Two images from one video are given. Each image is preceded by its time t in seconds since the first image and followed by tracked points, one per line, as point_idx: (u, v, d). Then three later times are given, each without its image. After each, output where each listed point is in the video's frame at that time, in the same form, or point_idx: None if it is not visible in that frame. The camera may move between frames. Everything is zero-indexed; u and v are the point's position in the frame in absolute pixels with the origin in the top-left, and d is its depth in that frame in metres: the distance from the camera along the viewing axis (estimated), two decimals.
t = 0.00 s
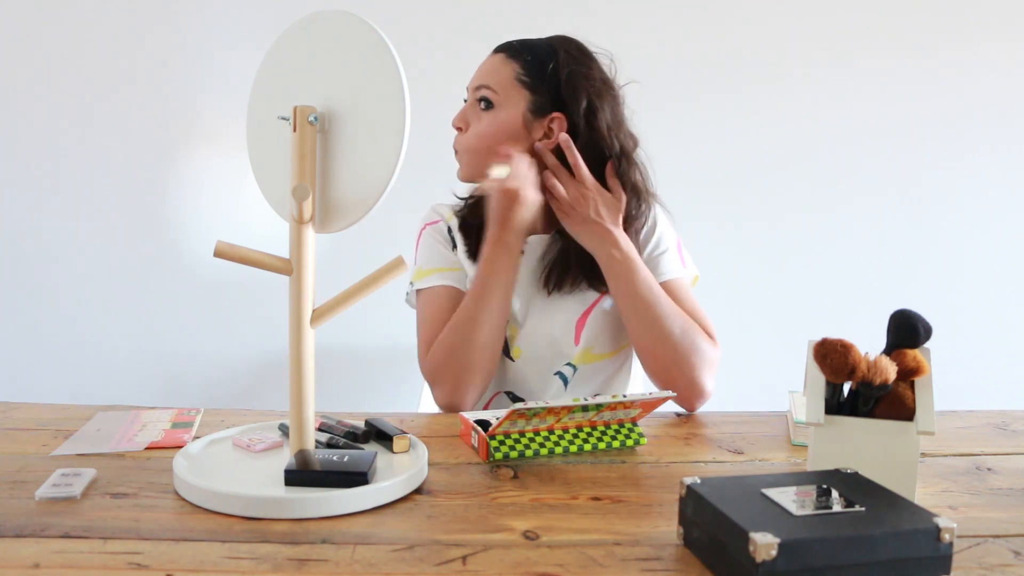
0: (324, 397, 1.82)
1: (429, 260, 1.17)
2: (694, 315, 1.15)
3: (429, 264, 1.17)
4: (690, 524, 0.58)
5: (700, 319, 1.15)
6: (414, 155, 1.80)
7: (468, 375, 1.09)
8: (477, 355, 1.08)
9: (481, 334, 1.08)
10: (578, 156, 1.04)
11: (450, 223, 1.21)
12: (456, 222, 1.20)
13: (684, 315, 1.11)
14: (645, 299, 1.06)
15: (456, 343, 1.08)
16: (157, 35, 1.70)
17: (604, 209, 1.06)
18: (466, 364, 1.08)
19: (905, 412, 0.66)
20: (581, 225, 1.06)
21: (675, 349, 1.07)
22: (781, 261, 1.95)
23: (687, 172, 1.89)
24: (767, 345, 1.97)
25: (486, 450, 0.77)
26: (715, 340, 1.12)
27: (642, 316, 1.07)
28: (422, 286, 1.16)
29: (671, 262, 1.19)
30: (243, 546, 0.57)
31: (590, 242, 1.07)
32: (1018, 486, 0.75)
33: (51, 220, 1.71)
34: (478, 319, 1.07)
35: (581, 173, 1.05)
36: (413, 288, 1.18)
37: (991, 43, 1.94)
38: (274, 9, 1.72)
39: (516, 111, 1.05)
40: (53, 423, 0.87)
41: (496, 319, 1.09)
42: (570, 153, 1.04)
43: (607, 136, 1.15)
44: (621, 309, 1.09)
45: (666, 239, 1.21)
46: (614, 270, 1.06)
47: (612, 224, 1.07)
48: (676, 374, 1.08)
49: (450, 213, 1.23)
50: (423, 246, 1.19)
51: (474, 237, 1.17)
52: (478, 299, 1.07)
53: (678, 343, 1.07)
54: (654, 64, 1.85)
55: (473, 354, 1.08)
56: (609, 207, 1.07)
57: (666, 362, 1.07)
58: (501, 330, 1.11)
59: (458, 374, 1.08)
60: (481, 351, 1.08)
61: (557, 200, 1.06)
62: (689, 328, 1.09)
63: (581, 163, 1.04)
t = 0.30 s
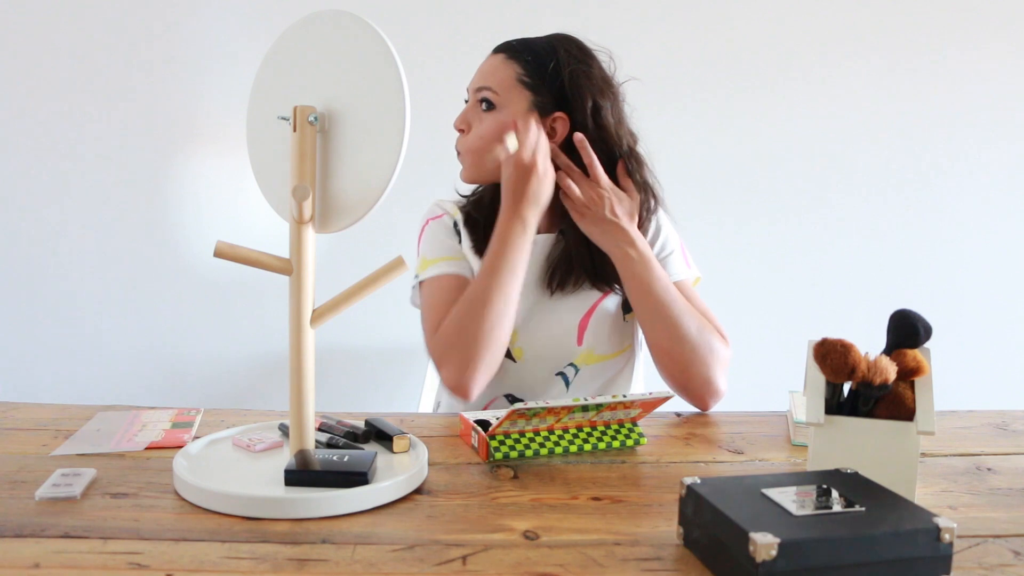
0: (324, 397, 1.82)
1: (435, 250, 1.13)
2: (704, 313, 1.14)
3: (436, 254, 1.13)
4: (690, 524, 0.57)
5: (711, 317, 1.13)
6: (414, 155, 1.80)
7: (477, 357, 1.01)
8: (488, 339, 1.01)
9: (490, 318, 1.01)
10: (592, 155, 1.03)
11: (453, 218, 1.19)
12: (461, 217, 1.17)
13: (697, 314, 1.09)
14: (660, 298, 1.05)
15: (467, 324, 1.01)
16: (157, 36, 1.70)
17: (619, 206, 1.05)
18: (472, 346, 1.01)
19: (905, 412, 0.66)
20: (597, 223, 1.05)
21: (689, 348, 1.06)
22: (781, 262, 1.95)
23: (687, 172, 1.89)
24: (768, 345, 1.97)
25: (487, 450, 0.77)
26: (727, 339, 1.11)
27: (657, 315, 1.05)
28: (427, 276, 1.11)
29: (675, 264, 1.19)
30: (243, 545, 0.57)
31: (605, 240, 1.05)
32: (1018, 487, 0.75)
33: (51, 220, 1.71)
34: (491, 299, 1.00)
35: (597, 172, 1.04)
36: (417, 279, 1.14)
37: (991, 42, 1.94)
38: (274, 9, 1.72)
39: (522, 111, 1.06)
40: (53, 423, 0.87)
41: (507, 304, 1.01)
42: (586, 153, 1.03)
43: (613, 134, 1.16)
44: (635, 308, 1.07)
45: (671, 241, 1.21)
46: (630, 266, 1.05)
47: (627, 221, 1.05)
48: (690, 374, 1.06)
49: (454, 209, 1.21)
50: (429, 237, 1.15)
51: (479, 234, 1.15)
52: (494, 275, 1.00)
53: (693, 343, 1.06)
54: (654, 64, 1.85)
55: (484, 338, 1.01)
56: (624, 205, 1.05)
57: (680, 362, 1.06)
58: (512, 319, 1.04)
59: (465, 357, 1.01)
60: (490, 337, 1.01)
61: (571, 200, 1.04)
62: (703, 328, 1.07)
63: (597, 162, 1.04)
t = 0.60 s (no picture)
0: (325, 398, 1.82)
1: (439, 245, 1.13)
2: (703, 310, 1.14)
3: (443, 248, 1.12)
4: (690, 524, 0.57)
5: (711, 316, 1.13)
6: (415, 155, 1.80)
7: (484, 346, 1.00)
8: (494, 327, 1.00)
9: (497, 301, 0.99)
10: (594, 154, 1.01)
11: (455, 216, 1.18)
12: (463, 215, 1.18)
13: (697, 314, 1.09)
14: (660, 299, 1.05)
15: (474, 311, 0.99)
16: (157, 36, 1.70)
17: (620, 205, 1.03)
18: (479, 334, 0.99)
19: (906, 412, 0.66)
20: (599, 223, 1.03)
21: (689, 350, 1.06)
22: (781, 262, 1.95)
23: (688, 172, 1.88)
24: (768, 345, 1.97)
25: (487, 450, 0.77)
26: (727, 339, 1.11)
27: (657, 316, 1.05)
28: (431, 270, 1.10)
29: (676, 265, 1.19)
30: (243, 546, 0.57)
31: (606, 240, 1.04)
32: (1018, 487, 0.75)
33: (52, 220, 1.71)
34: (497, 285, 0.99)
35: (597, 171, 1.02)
36: (420, 274, 1.13)
37: (991, 43, 1.94)
38: (275, 9, 1.72)
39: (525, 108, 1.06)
40: (53, 423, 0.87)
41: (513, 287, 1.00)
42: (586, 153, 1.02)
43: (615, 134, 1.16)
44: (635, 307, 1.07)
45: (672, 242, 1.21)
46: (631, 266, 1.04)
47: (627, 220, 1.04)
48: (690, 375, 1.06)
49: (456, 207, 1.20)
50: (432, 232, 1.15)
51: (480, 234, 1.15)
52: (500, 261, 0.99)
53: (693, 345, 1.06)
54: (654, 63, 1.85)
55: (490, 325, 0.99)
56: (626, 204, 1.04)
57: (680, 363, 1.06)
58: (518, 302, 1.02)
59: (471, 343, 0.99)
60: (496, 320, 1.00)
61: (572, 200, 1.03)
62: (703, 329, 1.07)
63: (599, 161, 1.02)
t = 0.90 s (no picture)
0: (325, 398, 1.82)
1: (432, 251, 1.13)
2: (708, 312, 1.14)
3: (436, 255, 1.13)
4: (690, 524, 0.58)
5: (716, 319, 1.13)
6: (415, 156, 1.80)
7: (457, 363, 1.04)
8: (466, 345, 1.04)
9: (463, 319, 1.03)
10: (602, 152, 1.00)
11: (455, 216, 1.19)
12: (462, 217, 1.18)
13: (702, 316, 1.09)
14: (666, 300, 1.05)
15: (445, 328, 1.03)
16: (157, 36, 1.70)
17: (630, 206, 1.02)
18: (451, 351, 1.04)
19: (906, 412, 0.66)
20: (608, 223, 1.02)
21: (694, 351, 1.06)
22: (781, 262, 1.95)
23: (687, 172, 1.88)
24: (768, 346, 1.97)
25: (486, 450, 0.77)
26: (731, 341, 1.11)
27: (663, 317, 1.05)
28: (422, 277, 1.12)
29: (679, 268, 1.19)
30: (243, 546, 0.57)
31: (614, 240, 1.03)
32: (1018, 486, 0.75)
33: (52, 220, 1.71)
34: (465, 305, 1.02)
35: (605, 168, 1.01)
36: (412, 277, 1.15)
37: (991, 43, 1.94)
38: (275, 9, 1.72)
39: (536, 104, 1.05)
40: (53, 423, 0.87)
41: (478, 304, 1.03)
42: (596, 151, 1.01)
43: (626, 134, 1.16)
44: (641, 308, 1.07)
45: (675, 244, 1.21)
46: (637, 267, 1.04)
47: (636, 220, 1.03)
48: (696, 377, 1.06)
49: (454, 208, 1.21)
50: (428, 235, 1.16)
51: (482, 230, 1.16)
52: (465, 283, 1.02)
53: (697, 347, 1.06)
54: (654, 63, 1.84)
55: (462, 344, 1.03)
56: (636, 204, 1.03)
57: (685, 365, 1.06)
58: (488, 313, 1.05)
59: (443, 359, 1.04)
60: (466, 337, 1.03)
61: (580, 198, 1.02)
62: (708, 331, 1.07)
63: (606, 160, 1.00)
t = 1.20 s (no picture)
0: (324, 397, 1.82)
1: (434, 250, 1.13)
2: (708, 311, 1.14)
3: (436, 255, 1.13)
4: (690, 524, 0.58)
5: (716, 319, 1.13)
6: (415, 155, 1.80)
7: (458, 363, 1.04)
8: (467, 346, 1.04)
9: (466, 319, 1.03)
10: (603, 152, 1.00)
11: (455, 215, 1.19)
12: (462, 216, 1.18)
13: (703, 316, 1.09)
14: (667, 300, 1.05)
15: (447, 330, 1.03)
16: (157, 35, 1.70)
17: (631, 207, 1.02)
18: (452, 352, 1.04)
19: (906, 412, 0.66)
20: (610, 223, 1.02)
21: (694, 352, 1.06)
22: (781, 262, 1.95)
23: (688, 172, 1.88)
24: (768, 345, 1.97)
25: (486, 450, 0.77)
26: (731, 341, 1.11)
27: (664, 317, 1.05)
28: (423, 276, 1.12)
29: (681, 269, 1.19)
30: (242, 546, 0.57)
31: (616, 240, 1.03)
32: (1018, 486, 0.75)
33: (51, 219, 1.71)
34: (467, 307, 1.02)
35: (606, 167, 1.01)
36: (413, 276, 1.15)
37: (991, 42, 1.94)
38: (275, 8, 1.72)
39: (537, 105, 1.06)
40: (53, 423, 0.87)
41: (482, 304, 1.03)
42: (597, 151, 1.01)
43: (628, 134, 1.16)
44: (642, 308, 1.07)
45: (676, 245, 1.21)
46: (638, 268, 1.04)
47: (637, 221, 1.03)
48: (697, 378, 1.06)
49: (456, 208, 1.20)
50: (429, 234, 1.16)
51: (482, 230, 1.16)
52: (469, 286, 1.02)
53: (698, 347, 1.06)
54: (654, 63, 1.84)
55: (463, 344, 1.03)
56: (637, 205, 1.03)
57: (686, 365, 1.06)
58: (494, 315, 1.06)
59: (445, 359, 1.04)
60: (472, 338, 1.03)
61: (581, 197, 1.02)
62: (709, 331, 1.07)
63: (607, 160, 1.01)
